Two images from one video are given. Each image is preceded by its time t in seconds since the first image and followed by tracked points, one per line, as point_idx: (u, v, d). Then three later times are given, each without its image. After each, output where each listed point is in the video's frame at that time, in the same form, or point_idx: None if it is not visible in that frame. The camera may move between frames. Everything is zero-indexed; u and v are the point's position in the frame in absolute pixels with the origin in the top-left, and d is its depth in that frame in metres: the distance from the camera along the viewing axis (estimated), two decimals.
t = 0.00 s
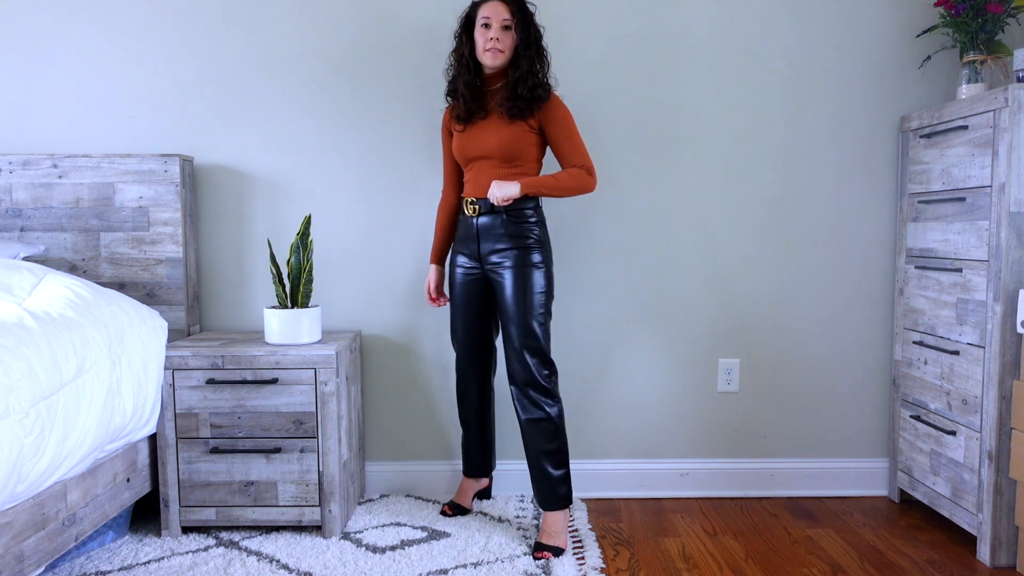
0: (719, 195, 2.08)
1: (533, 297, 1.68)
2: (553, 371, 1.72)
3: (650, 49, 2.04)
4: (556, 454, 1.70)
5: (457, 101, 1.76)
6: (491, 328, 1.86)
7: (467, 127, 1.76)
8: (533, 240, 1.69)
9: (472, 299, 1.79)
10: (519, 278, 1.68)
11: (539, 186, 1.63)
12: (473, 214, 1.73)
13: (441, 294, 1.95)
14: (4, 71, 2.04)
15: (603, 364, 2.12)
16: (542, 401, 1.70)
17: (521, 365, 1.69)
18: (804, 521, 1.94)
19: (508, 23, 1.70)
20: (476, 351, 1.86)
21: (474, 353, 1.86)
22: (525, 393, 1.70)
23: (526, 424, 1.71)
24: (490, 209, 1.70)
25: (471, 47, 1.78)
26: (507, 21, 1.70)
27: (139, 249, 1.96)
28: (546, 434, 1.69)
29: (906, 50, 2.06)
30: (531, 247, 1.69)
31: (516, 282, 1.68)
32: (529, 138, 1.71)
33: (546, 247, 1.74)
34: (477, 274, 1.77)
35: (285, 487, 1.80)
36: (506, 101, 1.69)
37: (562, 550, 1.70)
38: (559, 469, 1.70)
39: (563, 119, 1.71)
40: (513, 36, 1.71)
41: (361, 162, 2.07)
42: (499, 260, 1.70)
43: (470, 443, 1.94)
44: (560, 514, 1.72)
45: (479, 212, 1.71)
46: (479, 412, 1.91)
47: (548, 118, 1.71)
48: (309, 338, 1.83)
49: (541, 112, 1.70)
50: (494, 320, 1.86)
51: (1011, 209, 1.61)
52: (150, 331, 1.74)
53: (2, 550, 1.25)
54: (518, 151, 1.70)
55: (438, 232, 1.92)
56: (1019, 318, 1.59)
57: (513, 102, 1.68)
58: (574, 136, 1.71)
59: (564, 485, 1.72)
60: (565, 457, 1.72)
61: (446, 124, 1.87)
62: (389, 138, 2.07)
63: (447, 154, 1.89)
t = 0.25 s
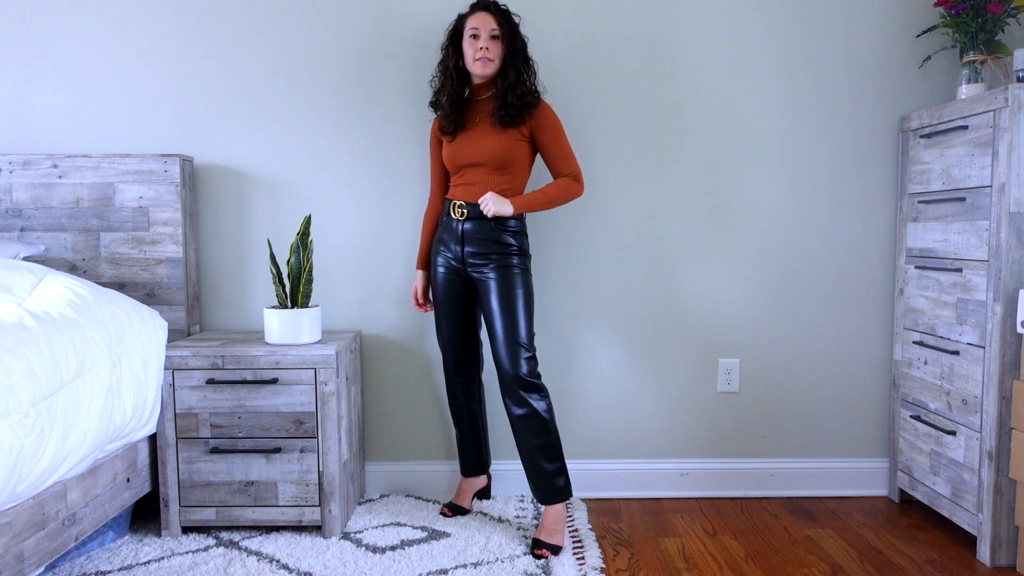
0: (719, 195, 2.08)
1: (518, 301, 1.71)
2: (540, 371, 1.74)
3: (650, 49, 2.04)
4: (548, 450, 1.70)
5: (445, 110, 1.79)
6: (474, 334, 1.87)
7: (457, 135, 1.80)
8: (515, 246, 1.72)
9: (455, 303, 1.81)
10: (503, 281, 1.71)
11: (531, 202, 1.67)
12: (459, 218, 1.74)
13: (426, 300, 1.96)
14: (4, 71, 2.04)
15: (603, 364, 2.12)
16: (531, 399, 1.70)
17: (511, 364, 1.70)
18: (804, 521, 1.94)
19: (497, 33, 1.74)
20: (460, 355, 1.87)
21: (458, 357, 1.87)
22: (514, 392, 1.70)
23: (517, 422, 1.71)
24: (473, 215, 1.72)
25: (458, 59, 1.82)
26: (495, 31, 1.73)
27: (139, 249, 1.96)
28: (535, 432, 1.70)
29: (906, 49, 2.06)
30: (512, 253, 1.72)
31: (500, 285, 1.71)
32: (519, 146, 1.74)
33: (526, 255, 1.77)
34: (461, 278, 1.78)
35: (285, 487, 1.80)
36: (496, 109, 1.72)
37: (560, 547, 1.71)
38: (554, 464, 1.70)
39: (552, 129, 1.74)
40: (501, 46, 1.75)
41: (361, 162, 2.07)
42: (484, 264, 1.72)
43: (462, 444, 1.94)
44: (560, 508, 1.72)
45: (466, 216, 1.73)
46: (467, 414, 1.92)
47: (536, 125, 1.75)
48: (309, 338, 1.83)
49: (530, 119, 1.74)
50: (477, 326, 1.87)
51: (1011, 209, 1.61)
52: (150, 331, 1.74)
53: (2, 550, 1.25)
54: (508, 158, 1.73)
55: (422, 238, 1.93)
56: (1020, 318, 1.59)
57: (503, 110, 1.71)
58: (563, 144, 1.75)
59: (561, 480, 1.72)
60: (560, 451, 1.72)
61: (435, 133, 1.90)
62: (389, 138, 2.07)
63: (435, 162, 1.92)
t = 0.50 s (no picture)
0: (719, 195, 2.08)
1: (513, 300, 1.71)
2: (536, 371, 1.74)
3: (650, 49, 2.04)
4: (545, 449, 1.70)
5: (439, 112, 1.80)
6: (471, 334, 1.87)
7: (450, 137, 1.81)
8: (510, 245, 1.72)
9: (452, 304, 1.81)
10: (498, 281, 1.71)
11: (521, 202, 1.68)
12: (454, 219, 1.74)
13: (416, 299, 1.98)
14: (4, 71, 2.04)
15: (603, 364, 2.12)
16: (528, 398, 1.70)
17: (506, 365, 1.70)
18: (804, 521, 1.94)
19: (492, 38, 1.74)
20: (457, 356, 1.87)
21: (455, 358, 1.87)
22: (511, 392, 1.70)
23: (513, 422, 1.71)
24: (468, 215, 1.72)
25: (452, 63, 1.84)
26: (489, 34, 1.73)
27: (139, 249, 1.96)
28: (532, 431, 1.70)
29: (906, 49, 2.06)
30: (507, 252, 1.72)
31: (495, 285, 1.71)
32: (514, 148, 1.75)
33: (522, 253, 1.77)
34: (457, 279, 1.79)
35: (285, 487, 1.80)
36: (490, 111, 1.73)
37: (559, 547, 1.71)
38: (551, 463, 1.70)
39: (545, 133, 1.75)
40: (496, 49, 1.76)
41: (361, 162, 2.07)
42: (478, 264, 1.72)
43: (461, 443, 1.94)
44: (557, 509, 1.72)
45: (460, 217, 1.73)
46: (467, 413, 1.92)
47: (530, 127, 1.75)
48: (309, 338, 1.83)
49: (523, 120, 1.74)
50: (474, 326, 1.87)
51: (1011, 209, 1.61)
52: (150, 331, 1.74)
53: (2, 550, 1.25)
54: (501, 160, 1.74)
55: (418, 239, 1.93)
56: (1019, 318, 1.59)
57: (497, 112, 1.72)
58: (555, 147, 1.76)
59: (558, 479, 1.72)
60: (556, 451, 1.72)
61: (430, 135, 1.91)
62: (389, 138, 2.07)
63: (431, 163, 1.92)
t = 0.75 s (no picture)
0: (719, 195, 2.08)
1: (512, 299, 1.71)
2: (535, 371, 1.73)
3: (650, 49, 2.04)
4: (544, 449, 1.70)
5: (440, 115, 1.81)
6: (471, 334, 1.87)
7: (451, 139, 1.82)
8: (508, 245, 1.72)
9: (451, 305, 1.81)
10: (497, 281, 1.71)
11: (520, 200, 1.67)
12: (453, 219, 1.74)
13: (417, 300, 1.97)
14: (4, 71, 2.04)
15: (603, 364, 2.13)
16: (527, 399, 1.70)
17: (505, 365, 1.70)
18: (804, 521, 1.94)
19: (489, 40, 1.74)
20: (457, 356, 1.87)
21: (455, 358, 1.87)
22: (509, 392, 1.70)
23: (512, 422, 1.71)
24: (466, 215, 1.72)
25: (452, 66, 1.85)
26: (487, 36, 1.73)
27: (139, 249, 1.96)
28: (531, 432, 1.70)
29: (906, 50, 2.06)
30: (506, 252, 1.72)
31: (493, 286, 1.71)
32: (512, 148, 1.74)
33: (520, 253, 1.77)
34: (456, 279, 1.79)
35: (285, 487, 1.80)
36: (488, 112, 1.74)
37: (560, 548, 1.71)
38: (549, 464, 1.70)
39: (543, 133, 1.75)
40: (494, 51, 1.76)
41: (361, 162, 2.07)
42: (478, 263, 1.72)
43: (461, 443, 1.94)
44: (557, 509, 1.72)
45: (459, 216, 1.73)
46: (466, 413, 1.92)
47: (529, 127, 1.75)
48: (309, 338, 1.83)
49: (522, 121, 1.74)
50: (473, 327, 1.87)
51: (1011, 209, 1.61)
52: (150, 330, 1.75)
53: (2, 550, 1.25)
54: (500, 160, 1.74)
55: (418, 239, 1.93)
56: (1019, 318, 1.60)
57: (494, 113, 1.72)
58: (556, 144, 1.75)
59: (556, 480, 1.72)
60: (554, 452, 1.72)
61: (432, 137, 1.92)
62: (389, 138, 2.07)
63: (433, 165, 1.93)
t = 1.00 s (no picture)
0: (719, 195, 2.08)
1: (510, 300, 1.70)
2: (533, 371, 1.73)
3: (650, 49, 2.04)
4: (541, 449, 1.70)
5: (437, 113, 1.82)
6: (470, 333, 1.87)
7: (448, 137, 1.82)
8: (507, 244, 1.72)
9: (450, 304, 1.81)
10: (495, 281, 1.70)
11: (514, 198, 1.67)
12: (451, 218, 1.74)
13: (419, 301, 1.97)
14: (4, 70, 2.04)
15: (603, 365, 2.13)
16: (524, 399, 1.70)
17: (501, 365, 1.70)
18: (804, 521, 1.94)
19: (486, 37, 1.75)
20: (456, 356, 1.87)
21: (454, 357, 1.87)
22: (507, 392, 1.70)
23: (509, 422, 1.71)
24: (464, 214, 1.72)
25: (448, 64, 1.85)
26: (483, 34, 1.74)
27: (139, 249, 1.96)
28: (527, 432, 1.70)
29: (906, 49, 2.06)
30: (505, 252, 1.72)
31: (492, 285, 1.71)
32: (507, 146, 1.75)
33: (519, 253, 1.77)
34: (455, 278, 1.79)
35: (285, 487, 1.80)
36: (484, 110, 1.74)
37: (559, 548, 1.71)
38: (545, 464, 1.70)
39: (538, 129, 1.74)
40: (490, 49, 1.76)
41: (361, 162, 2.07)
42: (476, 263, 1.72)
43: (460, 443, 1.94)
44: (553, 510, 1.72)
45: (457, 216, 1.73)
46: (464, 413, 1.91)
47: (525, 124, 1.75)
48: (309, 338, 1.83)
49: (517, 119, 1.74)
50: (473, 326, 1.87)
51: (1011, 209, 1.61)
52: (150, 330, 1.75)
53: (2, 550, 1.25)
54: (496, 158, 1.74)
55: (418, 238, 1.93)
56: (1019, 318, 1.60)
57: (490, 111, 1.72)
58: (552, 141, 1.75)
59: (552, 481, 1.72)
60: (550, 452, 1.72)
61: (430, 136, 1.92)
62: (389, 138, 2.07)
63: (432, 163, 1.93)
